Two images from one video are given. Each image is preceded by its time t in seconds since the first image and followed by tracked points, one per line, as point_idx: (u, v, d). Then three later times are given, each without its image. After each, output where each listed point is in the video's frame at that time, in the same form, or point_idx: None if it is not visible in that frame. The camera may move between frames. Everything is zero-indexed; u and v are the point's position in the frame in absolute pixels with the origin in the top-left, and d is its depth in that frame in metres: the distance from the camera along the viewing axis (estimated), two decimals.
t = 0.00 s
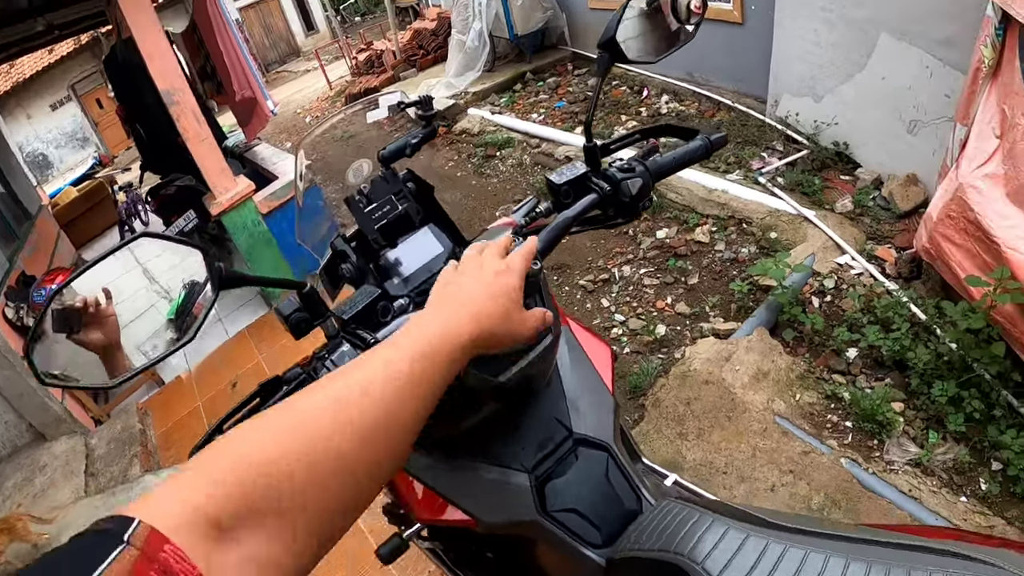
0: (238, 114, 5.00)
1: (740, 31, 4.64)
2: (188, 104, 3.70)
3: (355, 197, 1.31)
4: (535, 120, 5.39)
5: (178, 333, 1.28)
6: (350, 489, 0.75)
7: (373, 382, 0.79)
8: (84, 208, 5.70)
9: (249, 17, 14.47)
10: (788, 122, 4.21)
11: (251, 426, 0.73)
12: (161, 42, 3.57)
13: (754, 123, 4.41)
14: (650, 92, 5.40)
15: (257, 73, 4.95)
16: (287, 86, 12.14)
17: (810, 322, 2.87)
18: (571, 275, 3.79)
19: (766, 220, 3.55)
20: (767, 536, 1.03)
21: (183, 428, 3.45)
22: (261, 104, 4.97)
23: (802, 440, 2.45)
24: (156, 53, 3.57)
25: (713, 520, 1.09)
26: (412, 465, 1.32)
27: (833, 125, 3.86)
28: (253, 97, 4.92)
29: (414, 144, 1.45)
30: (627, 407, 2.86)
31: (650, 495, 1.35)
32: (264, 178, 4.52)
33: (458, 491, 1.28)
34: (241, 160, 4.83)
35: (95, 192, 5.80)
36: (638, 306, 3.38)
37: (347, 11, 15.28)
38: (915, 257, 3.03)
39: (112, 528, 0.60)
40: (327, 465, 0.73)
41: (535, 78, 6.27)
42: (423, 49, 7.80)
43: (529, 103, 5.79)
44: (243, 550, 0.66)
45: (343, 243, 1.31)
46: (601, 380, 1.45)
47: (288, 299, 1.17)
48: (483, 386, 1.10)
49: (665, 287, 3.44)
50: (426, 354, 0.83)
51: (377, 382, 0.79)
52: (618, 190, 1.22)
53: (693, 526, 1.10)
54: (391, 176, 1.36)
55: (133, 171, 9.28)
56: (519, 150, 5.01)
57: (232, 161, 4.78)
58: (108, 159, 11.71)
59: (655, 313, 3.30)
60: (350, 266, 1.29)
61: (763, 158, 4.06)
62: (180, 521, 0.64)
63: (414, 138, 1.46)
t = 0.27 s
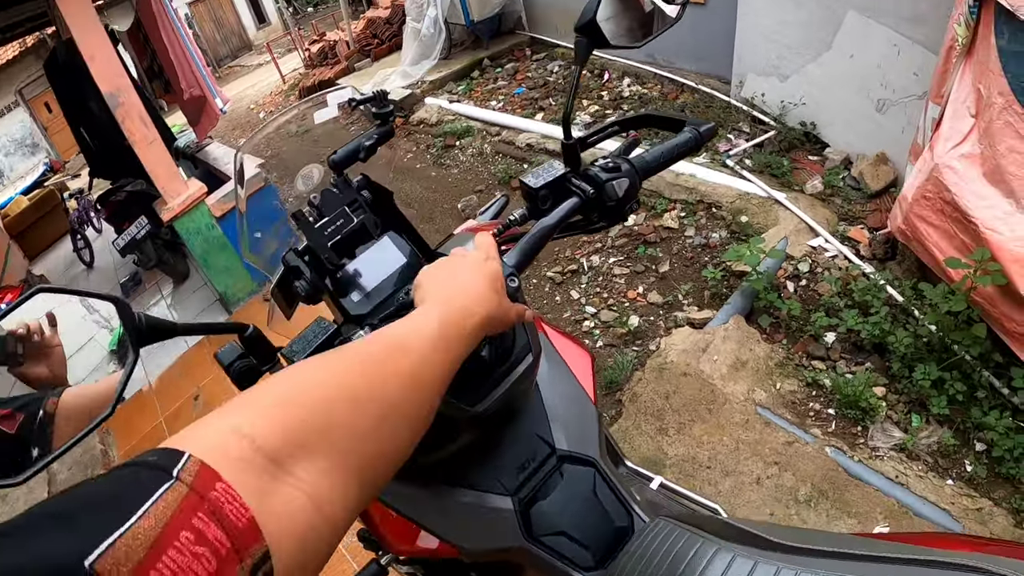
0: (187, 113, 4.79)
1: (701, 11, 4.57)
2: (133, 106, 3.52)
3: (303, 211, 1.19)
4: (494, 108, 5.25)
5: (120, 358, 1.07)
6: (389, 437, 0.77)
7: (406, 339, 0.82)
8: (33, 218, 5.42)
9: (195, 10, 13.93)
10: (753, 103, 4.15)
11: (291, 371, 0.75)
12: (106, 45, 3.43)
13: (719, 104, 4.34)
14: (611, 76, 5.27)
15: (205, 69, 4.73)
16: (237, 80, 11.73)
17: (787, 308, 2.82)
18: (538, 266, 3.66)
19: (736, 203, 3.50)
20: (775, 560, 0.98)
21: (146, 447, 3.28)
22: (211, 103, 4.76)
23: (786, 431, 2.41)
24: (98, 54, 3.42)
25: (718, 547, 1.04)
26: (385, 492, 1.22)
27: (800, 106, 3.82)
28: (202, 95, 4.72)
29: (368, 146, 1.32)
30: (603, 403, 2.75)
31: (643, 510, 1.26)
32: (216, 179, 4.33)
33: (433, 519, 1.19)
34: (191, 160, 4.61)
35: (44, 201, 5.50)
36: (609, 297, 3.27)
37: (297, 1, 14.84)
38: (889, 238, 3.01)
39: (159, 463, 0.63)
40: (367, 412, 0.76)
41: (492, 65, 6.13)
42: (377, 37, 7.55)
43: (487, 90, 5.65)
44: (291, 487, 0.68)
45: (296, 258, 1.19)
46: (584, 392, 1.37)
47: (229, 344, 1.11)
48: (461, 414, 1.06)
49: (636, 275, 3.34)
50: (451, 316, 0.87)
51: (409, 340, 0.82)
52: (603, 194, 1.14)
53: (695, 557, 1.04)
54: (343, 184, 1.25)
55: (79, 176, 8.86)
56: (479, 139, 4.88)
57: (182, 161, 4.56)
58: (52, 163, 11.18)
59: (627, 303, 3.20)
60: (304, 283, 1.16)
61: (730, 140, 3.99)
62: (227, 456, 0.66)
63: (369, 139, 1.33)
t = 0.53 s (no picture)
0: (164, 112, 4.69)
1: None
2: (109, 107, 3.43)
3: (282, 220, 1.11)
4: (477, 99, 5.18)
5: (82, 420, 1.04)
6: (377, 510, 0.79)
7: (387, 406, 0.83)
8: (15, 223, 5.32)
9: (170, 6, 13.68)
10: (741, 89, 4.09)
11: (271, 455, 0.78)
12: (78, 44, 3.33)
13: (707, 92, 4.29)
14: (596, 64, 5.21)
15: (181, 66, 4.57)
16: (215, 76, 11.54)
17: (782, 298, 2.79)
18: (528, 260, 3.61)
19: (727, 192, 3.46)
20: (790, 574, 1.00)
21: (134, 457, 3.22)
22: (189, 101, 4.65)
23: (785, 423, 2.39)
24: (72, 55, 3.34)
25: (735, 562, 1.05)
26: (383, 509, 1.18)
27: (789, 92, 3.78)
28: (179, 93, 4.59)
29: (352, 147, 1.27)
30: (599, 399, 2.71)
31: (650, 518, 1.23)
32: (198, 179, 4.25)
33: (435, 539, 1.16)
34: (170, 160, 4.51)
35: (24, 206, 5.37)
36: (601, 290, 3.23)
37: None
38: (883, 225, 2.99)
39: (139, 559, 0.66)
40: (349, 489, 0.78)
41: (475, 55, 6.04)
42: (356, 29, 7.42)
43: (470, 81, 5.58)
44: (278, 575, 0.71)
45: (277, 266, 1.13)
46: (586, 397, 1.32)
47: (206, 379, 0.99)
48: (462, 434, 1.03)
49: (627, 267, 3.30)
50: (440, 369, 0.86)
51: (389, 409, 0.83)
52: (610, 194, 1.09)
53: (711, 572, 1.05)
54: (327, 190, 1.18)
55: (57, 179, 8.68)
56: (463, 131, 4.81)
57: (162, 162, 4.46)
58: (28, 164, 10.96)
59: (619, 296, 3.17)
60: (287, 295, 1.11)
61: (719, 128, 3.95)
62: (218, 542, 0.70)
63: (354, 139, 1.28)
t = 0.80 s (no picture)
0: (167, 104, 4.66)
1: None
2: (112, 99, 3.41)
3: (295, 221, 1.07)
4: (482, 95, 5.17)
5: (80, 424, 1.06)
6: (401, 522, 0.79)
7: (411, 417, 0.83)
8: (16, 215, 5.30)
9: None
10: (748, 90, 4.08)
11: (295, 467, 0.78)
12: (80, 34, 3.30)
13: (713, 92, 4.28)
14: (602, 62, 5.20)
15: (186, 59, 4.55)
16: (219, 69, 11.52)
17: (787, 301, 2.78)
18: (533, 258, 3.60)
19: (733, 193, 3.46)
20: None
21: (134, 451, 3.21)
22: (192, 95, 4.62)
23: (789, 426, 2.38)
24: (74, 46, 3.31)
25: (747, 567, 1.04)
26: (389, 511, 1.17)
27: (795, 93, 3.77)
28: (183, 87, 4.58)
29: (367, 147, 1.26)
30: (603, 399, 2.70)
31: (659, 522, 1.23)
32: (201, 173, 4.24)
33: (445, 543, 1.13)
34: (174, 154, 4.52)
35: (26, 197, 5.36)
36: (605, 289, 3.22)
37: None
38: (888, 228, 2.98)
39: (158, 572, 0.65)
40: (374, 501, 0.77)
41: (479, 51, 6.02)
42: (361, 24, 7.38)
43: (475, 77, 5.56)
44: None
45: (287, 266, 1.10)
46: (595, 399, 1.32)
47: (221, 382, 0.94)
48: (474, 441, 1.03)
49: (632, 267, 3.30)
50: (463, 382, 0.86)
51: (415, 419, 0.83)
52: (630, 199, 1.09)
53: None
54: (341, 190, 1.14)
55: (58, 171, 8.66)
56: (467, 127, 4.80)
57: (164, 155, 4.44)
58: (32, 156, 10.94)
59: (623, 295, 3.16)
60: (297, 295, 1.09)
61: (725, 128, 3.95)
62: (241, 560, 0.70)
63: (368, 138, 1.27)
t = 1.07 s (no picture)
0: (172, 85, 4.64)
1: None
2: (117, 78, 3.40)
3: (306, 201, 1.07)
4: (488, 86, 5.15)
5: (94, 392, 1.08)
6: (412, 503, 0.79)
7: (421, 401, 0.84)
8: (17, 192, 5.28)
9: None
10: (755, 89, 4.07)
11: (305, 446, 0.77)
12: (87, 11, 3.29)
13: (720, 89, 4.27)
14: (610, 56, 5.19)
15: (191, 40, 4.52)
16: (225, 52, 11.47)
17: (787, 299, 2.79)
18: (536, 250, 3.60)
19: (737, 191, 3.45)
20: None
21: (131, 431, 3.22)
22: (198, 77, 4.59)
23: (786, 424, 2.39)
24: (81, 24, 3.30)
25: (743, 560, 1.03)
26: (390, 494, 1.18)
27: (803, 94, 3.76)
28: (187, 68, 4.55)
29: (378, 130, 1.26)
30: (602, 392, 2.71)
31: (657, 513, 1.22)
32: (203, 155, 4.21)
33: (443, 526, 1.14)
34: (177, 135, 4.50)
35: (29, 174, 5.35)
36: (607, 283, 3.23)
37: None
38: (891, 231, 2.99)
39: (168, 550, 0.63)
40: (385, 482, 0.78)
41: (487, 41, 5.99)
42: (369, 10, 7.34)
43: (482, 67, 5.54)
44: (314, 566, 0.70)
45: (294, 248, 1.11)
46: (597, 390, 1.32)
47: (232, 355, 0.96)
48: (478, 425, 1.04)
49: (634, 261, 3.30)
50: (472, 368, 0.87)
51: (425, 403, 0.84)
52: (641, 190, 1.09)
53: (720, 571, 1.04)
54: (352, 171, 1.12)
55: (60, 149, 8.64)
56: (473, 117, 4.79)
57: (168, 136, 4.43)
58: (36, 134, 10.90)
59: (624, 290, 3.16)
60: (303, 276, 1.09)
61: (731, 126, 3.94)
62: (255, 539, 0.68)
63: (380, 121, 1.27)
